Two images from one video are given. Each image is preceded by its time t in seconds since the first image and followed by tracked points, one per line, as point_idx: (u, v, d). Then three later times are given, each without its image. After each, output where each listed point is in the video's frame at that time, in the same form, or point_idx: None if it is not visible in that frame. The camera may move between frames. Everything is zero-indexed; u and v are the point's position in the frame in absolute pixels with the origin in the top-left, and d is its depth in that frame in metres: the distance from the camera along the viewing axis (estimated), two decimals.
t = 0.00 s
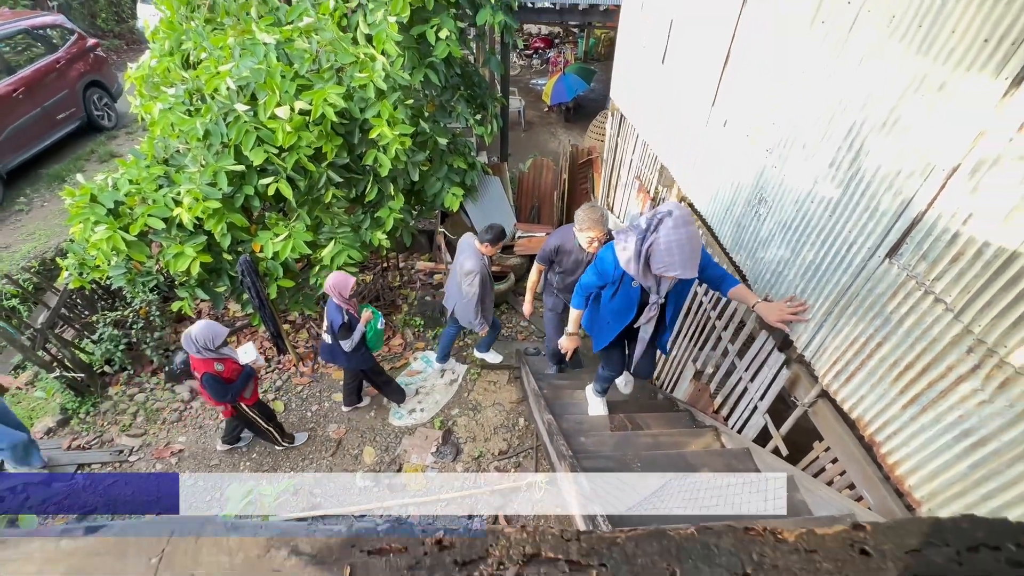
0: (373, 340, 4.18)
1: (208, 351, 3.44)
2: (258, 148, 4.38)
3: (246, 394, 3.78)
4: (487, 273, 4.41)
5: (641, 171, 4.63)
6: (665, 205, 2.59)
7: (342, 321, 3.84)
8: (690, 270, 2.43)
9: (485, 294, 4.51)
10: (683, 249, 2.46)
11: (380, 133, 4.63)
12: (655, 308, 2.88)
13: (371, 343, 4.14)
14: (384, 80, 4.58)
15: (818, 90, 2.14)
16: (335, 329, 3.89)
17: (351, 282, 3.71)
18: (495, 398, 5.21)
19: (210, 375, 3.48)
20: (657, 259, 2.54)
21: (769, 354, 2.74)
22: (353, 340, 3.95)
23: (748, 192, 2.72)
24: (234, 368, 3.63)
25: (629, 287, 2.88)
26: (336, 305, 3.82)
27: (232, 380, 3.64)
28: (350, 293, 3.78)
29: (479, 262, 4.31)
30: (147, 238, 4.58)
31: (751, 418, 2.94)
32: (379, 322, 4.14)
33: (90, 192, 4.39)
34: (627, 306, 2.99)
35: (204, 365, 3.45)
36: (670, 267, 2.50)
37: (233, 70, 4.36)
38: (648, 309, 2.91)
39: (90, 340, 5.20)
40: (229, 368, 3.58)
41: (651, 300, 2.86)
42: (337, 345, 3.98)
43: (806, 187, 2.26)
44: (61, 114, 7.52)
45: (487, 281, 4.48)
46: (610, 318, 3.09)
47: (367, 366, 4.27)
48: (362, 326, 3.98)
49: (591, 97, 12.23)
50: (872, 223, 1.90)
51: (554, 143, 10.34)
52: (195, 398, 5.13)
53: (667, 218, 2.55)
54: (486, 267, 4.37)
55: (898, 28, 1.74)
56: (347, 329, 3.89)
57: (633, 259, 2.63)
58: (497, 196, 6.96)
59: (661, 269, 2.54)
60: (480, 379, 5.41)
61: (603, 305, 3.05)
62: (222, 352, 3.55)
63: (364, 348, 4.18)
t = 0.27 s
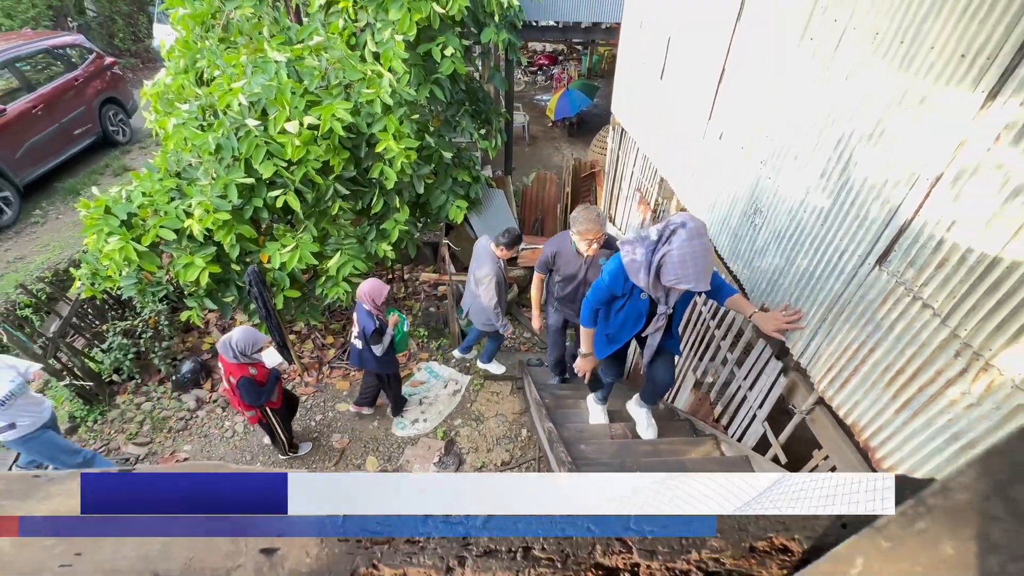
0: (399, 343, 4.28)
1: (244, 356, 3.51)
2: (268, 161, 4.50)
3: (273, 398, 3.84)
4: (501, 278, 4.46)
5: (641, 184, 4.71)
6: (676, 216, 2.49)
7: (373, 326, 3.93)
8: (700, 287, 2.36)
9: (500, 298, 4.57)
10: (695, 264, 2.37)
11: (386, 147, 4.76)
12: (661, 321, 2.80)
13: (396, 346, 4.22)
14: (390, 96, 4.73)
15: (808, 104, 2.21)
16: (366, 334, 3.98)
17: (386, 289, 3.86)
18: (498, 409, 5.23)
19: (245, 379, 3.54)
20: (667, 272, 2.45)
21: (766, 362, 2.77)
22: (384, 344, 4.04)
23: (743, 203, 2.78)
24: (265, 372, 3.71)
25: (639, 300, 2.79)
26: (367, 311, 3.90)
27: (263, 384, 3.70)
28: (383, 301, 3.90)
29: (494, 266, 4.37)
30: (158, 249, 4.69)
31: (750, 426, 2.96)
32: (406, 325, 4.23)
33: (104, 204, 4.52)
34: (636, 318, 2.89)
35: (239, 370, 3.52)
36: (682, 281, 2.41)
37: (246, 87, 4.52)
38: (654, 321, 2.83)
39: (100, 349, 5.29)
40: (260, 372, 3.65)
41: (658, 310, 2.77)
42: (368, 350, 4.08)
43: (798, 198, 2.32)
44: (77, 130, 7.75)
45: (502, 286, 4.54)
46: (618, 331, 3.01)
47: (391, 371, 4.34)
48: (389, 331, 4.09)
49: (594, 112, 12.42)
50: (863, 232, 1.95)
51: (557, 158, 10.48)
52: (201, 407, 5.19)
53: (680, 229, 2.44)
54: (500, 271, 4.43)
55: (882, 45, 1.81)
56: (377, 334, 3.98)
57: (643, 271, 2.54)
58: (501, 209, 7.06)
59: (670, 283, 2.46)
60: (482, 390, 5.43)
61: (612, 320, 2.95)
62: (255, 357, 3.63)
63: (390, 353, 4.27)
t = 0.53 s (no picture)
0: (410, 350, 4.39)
1: (264, 365, 3.53)
2: (268, 176, 4.59)
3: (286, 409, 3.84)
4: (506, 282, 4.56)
5: (635, 196, 4.79)
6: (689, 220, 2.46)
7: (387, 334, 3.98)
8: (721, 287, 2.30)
9: (503, 301, 4.66)
10: (713, 267, 2.31)
11: (385, 162, 4.85)
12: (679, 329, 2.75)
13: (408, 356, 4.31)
14: (389, 112, 4.84)
15: (791, 115, 2.28)
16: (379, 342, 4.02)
17: (402, 299, 3.98)
18: (496, 421, 5.24)
19: (264, 388, 3.55)
20: (683, 278, 2.40)
21: (758, 369, 2.81)
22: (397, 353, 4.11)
23: (732, 212, 2.84)
24: (282, 382, 3.72)
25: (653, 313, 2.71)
26: (382, 320, 3.95)
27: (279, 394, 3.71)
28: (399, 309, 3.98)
29: (499, 270, 4.45)
30: (159, 262, 4.75)
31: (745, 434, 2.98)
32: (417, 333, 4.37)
33: (107, 219, 4.59)
34: (650, 332, 2.82)
35: (258, 379, 3.53)
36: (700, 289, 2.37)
37: (247, 104, 4.63)
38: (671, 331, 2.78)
39: (99, 363, 5.32)
40: (277, 382, 3.67)
41: (675, 324, 2.76)
42: (381, 359, 4.13)
43: (784, 206, 2.38)
44: (82, 147, 7.89)
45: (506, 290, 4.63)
46: (631, 347, 2.93)
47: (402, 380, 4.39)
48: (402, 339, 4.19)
49: (591, 127, 12.62)
50: (844, 238, 2.00)
51: (554, 172, 10.61)
52: (199, 421, 5.20)
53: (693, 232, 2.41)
54: (505, 276, 4.52)
55: (857, 58, 1.89)
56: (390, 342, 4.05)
57: (657, 280, 2.51)
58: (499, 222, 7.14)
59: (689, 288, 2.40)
60: (480, 402, 5.44)
61: (626, 333, 2.88)
62: (273, 367, 3.65)
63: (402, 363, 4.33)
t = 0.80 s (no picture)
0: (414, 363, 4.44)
1: (274, 377, 3.55)
2: (261, 197, 4.66)
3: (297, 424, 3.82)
4: (506, 292, 4.66)
5: (623, 211, 4.87)
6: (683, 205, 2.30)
7: (390, 347, 4.00)
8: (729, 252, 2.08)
9: (502, 310, 4.76)
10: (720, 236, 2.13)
11: (376, 182, 4.95)
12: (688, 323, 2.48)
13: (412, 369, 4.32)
14: (380, 133, 4.97)
15: (762, 131, 2.38)
16: (383, 355, 4.03)
17: (406, 312, 4.01)
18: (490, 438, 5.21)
19: (275, 400, 3.56)
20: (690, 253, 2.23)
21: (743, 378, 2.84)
22: (400, 366, 4.12)
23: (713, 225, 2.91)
24: (294, 395, 3.73)
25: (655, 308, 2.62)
26: (385, 333, 3.96)
27: (291, 408, 3.70)
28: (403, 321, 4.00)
29: (499, 281, 4.54)
30: (153, 284, 4.78)
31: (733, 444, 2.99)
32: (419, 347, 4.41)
33: (101, 241, 4.62)
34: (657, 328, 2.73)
35: (270, 392, 3.54)
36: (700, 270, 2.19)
37: (241, 127, 4.75)
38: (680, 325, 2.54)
39: (90, 386, 5.29)
40: (289, 395, 3.68)
41: (681, 324, 2.60)
42: (385, 373, 4.13)
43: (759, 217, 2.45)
44: (77, 172, 7.96)
45: (507, 300, 4.74)
46: (639, 346, 2.84)
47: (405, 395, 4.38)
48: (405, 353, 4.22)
49: (582, 146, 12.83)
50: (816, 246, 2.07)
51: (545, 190, 10.75)
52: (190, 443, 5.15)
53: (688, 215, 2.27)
54: (506, 286, 4.61)
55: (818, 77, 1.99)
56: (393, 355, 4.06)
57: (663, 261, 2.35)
58: (491, 240, 7.20)
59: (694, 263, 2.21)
60: (474, 419, 5.43)
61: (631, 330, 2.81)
62: (284, 380, 3.66)
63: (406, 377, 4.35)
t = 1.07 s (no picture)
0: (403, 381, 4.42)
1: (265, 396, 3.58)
2: (227, 226, 4.59)
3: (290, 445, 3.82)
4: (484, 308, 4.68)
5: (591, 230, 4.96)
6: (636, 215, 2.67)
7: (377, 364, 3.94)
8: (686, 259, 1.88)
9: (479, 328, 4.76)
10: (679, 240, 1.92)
11: (345, 207, 4.94)
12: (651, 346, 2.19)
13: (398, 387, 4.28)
14: (348, 160, 5.01)
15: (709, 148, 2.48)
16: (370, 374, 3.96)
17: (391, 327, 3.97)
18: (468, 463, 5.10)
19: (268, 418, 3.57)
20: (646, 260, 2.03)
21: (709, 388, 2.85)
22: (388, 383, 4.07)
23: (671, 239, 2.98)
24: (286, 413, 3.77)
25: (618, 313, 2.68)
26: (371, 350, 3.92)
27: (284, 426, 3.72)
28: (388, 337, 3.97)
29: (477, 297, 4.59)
30: (112, 318, 4.61)
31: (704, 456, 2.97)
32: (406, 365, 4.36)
33: (56, 276, 4.46)
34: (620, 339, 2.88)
35: (262, 410, 3.56)
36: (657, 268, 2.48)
37: (206, 156, 4.72)
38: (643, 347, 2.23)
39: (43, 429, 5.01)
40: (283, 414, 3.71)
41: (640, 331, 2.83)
42: (372, 391, 4.07)
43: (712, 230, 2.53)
44: (37, 207, 7.73)
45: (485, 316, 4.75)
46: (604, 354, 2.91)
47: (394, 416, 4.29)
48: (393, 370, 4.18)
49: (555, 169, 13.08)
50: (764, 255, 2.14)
51: (519, 212, 10.87)
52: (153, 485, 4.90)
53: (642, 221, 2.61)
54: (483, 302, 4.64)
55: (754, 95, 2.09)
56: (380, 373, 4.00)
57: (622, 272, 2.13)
58: (465, 262, 7.19)
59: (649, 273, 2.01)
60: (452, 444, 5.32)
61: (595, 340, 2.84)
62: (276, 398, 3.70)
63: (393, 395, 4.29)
